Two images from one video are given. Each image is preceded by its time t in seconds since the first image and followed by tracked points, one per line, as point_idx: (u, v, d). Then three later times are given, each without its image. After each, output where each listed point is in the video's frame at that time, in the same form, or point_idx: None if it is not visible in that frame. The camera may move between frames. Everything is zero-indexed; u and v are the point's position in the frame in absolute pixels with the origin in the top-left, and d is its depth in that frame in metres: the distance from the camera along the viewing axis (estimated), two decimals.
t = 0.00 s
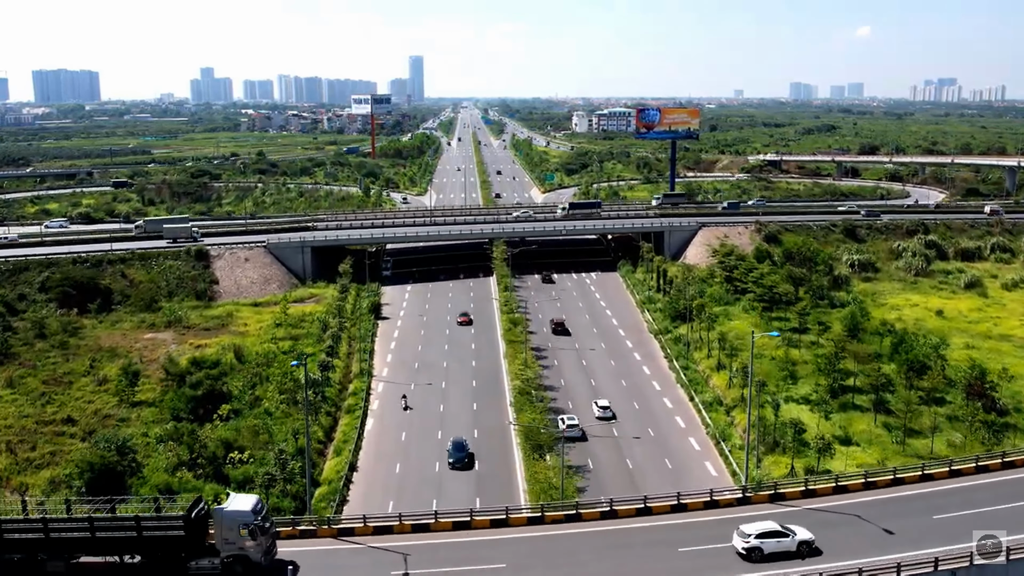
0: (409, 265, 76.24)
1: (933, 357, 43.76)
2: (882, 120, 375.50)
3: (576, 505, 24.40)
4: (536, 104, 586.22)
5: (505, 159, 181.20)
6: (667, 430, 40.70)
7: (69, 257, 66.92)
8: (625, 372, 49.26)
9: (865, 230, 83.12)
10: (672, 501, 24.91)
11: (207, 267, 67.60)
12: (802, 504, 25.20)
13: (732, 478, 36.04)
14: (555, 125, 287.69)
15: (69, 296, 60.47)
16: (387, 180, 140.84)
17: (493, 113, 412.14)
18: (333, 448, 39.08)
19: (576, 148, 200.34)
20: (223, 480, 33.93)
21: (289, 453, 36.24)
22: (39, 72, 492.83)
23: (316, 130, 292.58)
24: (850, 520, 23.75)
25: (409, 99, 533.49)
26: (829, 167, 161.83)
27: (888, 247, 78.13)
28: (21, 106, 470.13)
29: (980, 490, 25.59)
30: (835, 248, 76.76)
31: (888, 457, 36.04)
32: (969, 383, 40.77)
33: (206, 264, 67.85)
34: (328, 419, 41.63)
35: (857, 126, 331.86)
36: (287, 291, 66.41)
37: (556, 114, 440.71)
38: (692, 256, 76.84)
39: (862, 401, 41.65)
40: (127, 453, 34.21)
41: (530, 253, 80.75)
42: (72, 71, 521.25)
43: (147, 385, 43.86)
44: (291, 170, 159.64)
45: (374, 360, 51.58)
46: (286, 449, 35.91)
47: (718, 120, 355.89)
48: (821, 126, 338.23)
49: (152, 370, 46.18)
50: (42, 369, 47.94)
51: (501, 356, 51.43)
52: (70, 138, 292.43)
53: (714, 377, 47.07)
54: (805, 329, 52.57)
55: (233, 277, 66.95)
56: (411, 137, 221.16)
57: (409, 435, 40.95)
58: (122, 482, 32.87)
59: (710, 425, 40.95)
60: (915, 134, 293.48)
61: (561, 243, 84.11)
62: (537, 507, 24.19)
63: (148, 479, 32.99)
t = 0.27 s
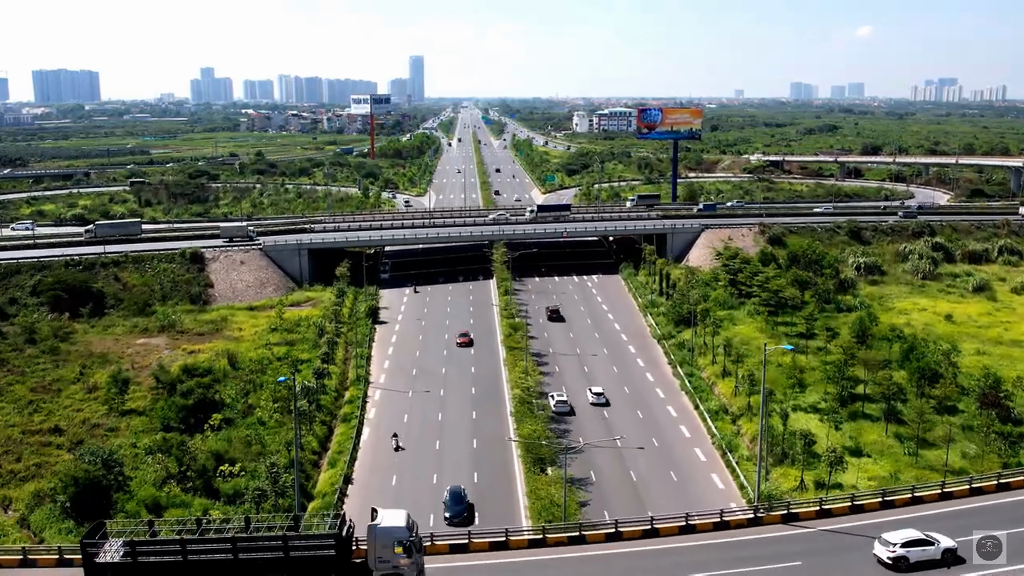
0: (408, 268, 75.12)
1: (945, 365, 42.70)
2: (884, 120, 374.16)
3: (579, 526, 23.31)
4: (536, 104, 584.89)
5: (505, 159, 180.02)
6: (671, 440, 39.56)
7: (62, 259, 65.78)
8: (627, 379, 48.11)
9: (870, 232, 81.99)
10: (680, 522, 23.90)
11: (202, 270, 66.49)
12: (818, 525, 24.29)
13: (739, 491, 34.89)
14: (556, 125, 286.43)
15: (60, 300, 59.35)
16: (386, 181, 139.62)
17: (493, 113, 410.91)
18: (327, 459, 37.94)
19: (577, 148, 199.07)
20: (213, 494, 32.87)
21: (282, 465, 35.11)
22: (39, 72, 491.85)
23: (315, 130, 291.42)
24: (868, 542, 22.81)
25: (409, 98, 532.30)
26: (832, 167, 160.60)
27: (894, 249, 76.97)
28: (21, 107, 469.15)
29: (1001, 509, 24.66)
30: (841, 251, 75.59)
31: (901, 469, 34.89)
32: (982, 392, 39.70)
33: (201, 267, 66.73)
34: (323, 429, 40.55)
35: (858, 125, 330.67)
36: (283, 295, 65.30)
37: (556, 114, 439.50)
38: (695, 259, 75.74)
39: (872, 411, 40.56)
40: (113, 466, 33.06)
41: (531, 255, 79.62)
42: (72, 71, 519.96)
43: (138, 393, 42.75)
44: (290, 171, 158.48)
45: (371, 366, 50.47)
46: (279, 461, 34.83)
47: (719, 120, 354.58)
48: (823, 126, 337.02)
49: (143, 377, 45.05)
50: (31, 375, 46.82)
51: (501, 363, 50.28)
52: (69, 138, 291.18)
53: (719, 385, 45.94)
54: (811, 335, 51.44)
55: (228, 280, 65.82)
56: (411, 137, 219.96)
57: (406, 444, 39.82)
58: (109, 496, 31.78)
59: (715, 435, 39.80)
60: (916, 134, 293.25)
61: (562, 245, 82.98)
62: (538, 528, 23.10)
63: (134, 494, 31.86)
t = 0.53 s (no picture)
0: (407, 270, 73.95)
1: (957, 374, 41.56)
2: (885, 120, 372.87)
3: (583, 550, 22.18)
4: (536, 104, 583.62)
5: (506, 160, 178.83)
6: (677, 451, 38.35)
7: (54, 263, 64.61)
8: (631, 386, 46.92)
9: (875, 234, 80.85)
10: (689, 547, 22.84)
11: (197, 273, 65.32)
12: (834, 547, 23.29)
13: (748, 506, 33.65)
14: (556, 125, 285.17)
15: (52, 305, 58.15)
16: (386, 181, 138.46)
17: (494, 113, 409.80)
18: (321, 470, 36.79)
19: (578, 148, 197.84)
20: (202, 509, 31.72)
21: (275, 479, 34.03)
22: (38, 72, 490.70)
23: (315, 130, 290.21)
24: (888, 568, 21.79)
25: (409, 98, 531.19)
26: (835, 167, 159.36)
27: (900, 252, 75.83)
28: (21, 106, 468.25)
29: None
30: (846, 254, 74.45)
31: (914, 483, 33.72)
32: (996, 402, 38.56)
33: (196, 270, 65.55)
34: (318, 439, 39.40)
35: (860, 125, 329.60)
36: (279, 298, 64.11)
37: (556, 114, 438.29)
38: (698, 261, 74.62)
39: (883, 420, 39.41)
40: (98, 481, 31.89)
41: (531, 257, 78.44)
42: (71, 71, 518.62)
43: (128, 402, 41.58)
44: (288, 171, 157.31)
45: (368, 373, 49.32)
46: (271, 474, 33.68)
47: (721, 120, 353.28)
48: (824, 126, 335.83)
49: (133, 386, 43.87)
50: (19, 383, 45.65)
51: (501, 370, 49.08)
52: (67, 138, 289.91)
53: (725, 393, 44.81)
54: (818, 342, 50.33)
55: (223, 283, 64.64)
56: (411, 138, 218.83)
57: (403, 455, 38.65)
58: (93, 512, 30.62)
59: (722, 445, 38.62)
60: (918, 134, 292.65)
61: (563, 247, 81.83)
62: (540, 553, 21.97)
63: (120, 509, 30.70)
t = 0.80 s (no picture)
0: (405, 273, 72.81)
1: (970, 383, 40.39)
2: (886, 120, 371.72)
3: None
4: (537, 104, 582.51)
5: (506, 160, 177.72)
6: (682, 463, 37.20)
7: (46, 266, 63.45)
8: (634, 394, 45.76)
9: (881, 236, 79.68)
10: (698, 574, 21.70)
11: (192, 277, 64.16)
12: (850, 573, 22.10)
13: (756, 521, 32.49)
14: (557, 125, 283.98)
15: (43, 309, 56.98)
16: (385, 182, 137.30)
17: (494, 113, 408.69)
18: (315, 483, 35.66)
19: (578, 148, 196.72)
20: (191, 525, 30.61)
21: (267, 493, 32.98)
22: (38, 72, 489.68)
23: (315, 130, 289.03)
24: None
25: (409, 98, 530.29)
26: (838, 168, 158.27)
27: (906, 255, 74.66)
28: (20, 107, 467.31)
29: None
30: (851, 256, 73.30)
31: (928, 497, 32.58)
32: (1011, 412, 37.43)
33: (191, 274, 64.40)
34: (312, 450, 38.24)
35: (861, 125, 328.60)
36: (275, 302, 62.97)
37: (557, 114, 437.24)
38: (701, 264, 73.50)
39: (894, 431, 38.24)
40: (82, 496, 30.73)
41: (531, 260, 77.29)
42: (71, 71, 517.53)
43: (117, 412, 40.43)
44: (287, 172, 156.22)
45: (365, 380, 48.19)
46: (263, 489, 32.58)
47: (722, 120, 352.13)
48: (825, 126, 334.71)
49: (123, 394, 42.74)
50: (6, 391, 44.51)
51: (501, 377, 47.96)
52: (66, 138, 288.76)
53: (730, 401, 43.74)
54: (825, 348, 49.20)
55: (218, 287, 63.51)
56: (410, 138, 217.72)
57: (400, 467, 37.51)
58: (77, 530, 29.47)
59: (728, 456, 37.47)
60: (919, 134, 291.99)
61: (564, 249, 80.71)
62: None
63: (105, 526, 29.53)
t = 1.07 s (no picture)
0: (404, 276, 71.67)
1: (985, 392, 39.20)
2: (888, 120, 370.54)
3: None
4: (537, 104, 581.55)
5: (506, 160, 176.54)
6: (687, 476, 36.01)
7: (37, 269, 62.26)
8: (637, 403, 44.60)
9: (887, 239, 78.48)
10: None
11: (186, 280, 62.95)
12: None
13: (765, 536, 31.31)
14: (557, 125, 282.79)
15: (33, 314, 55.82)
16: (384, 182, 136.14)
17: (494, 113, 408.18)
18: (308, 496, 34.51)
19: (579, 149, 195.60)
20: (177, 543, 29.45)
21: (255, 509, 31.84)
22: (38, 72, 489.86)
23: (314, 131, 287.82)
24: None
25: (409, 98, 529.28)
26: (841, 169, 157.04)
27: (912, 257, 73.45)
28: (20, 107, 466.49)
29: None
30: (857, 259, 72.08)
31: (943, 512, 31.38)
32: None
33: (185, 277, 63.21)
34: (305, 462, 37.05)
35: (863, 126, 327.29)
36: (271, 306, 61.80)
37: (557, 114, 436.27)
38: (704, 266, 72.39)
39: (906, 441, 37.05)
40: (64, 513, 29.57)
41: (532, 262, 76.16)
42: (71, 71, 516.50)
43: (106, 421, 39.25)
44: (286, 172, 155.13)
45: (362, 387, 47.03)
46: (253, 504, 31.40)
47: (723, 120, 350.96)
48: (826, 126, 333.53)
49: (112, 403, 41.53)
50: None
51: (501, 383, 46.82)
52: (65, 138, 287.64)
53: (736, 410, 42.62)
54: (832, 356, 48.03)
55: (213, 290, 62.30)
56: (410, 138, 216.57)
57: (396, 479, 36.34)
58: (58, 548, 28.33)
59: (735, 468, 36.32)
60: (921, 134, 291.14)
61: (565, 251, 79.58)
62: None
63: (88, 545, 28.40)
